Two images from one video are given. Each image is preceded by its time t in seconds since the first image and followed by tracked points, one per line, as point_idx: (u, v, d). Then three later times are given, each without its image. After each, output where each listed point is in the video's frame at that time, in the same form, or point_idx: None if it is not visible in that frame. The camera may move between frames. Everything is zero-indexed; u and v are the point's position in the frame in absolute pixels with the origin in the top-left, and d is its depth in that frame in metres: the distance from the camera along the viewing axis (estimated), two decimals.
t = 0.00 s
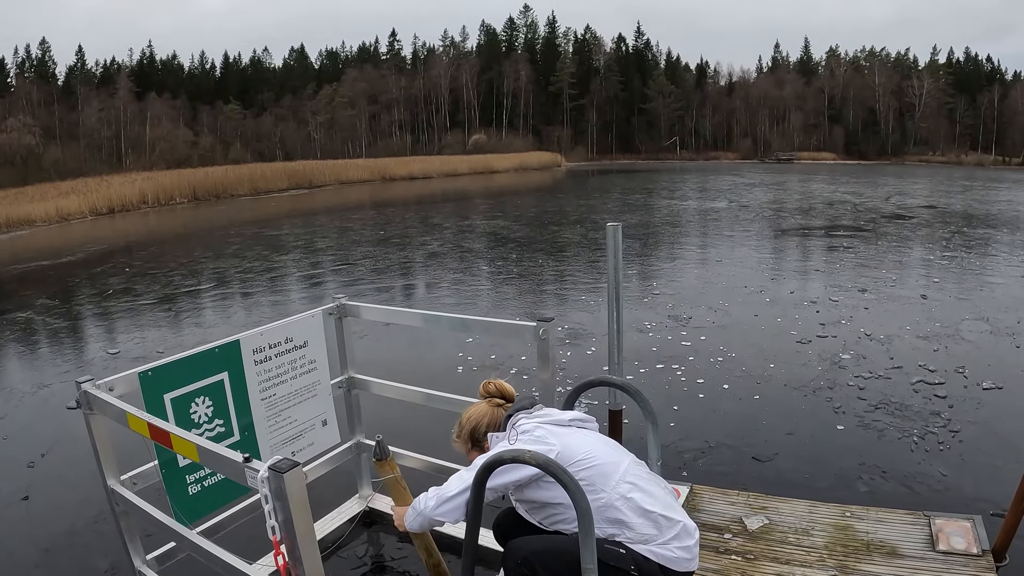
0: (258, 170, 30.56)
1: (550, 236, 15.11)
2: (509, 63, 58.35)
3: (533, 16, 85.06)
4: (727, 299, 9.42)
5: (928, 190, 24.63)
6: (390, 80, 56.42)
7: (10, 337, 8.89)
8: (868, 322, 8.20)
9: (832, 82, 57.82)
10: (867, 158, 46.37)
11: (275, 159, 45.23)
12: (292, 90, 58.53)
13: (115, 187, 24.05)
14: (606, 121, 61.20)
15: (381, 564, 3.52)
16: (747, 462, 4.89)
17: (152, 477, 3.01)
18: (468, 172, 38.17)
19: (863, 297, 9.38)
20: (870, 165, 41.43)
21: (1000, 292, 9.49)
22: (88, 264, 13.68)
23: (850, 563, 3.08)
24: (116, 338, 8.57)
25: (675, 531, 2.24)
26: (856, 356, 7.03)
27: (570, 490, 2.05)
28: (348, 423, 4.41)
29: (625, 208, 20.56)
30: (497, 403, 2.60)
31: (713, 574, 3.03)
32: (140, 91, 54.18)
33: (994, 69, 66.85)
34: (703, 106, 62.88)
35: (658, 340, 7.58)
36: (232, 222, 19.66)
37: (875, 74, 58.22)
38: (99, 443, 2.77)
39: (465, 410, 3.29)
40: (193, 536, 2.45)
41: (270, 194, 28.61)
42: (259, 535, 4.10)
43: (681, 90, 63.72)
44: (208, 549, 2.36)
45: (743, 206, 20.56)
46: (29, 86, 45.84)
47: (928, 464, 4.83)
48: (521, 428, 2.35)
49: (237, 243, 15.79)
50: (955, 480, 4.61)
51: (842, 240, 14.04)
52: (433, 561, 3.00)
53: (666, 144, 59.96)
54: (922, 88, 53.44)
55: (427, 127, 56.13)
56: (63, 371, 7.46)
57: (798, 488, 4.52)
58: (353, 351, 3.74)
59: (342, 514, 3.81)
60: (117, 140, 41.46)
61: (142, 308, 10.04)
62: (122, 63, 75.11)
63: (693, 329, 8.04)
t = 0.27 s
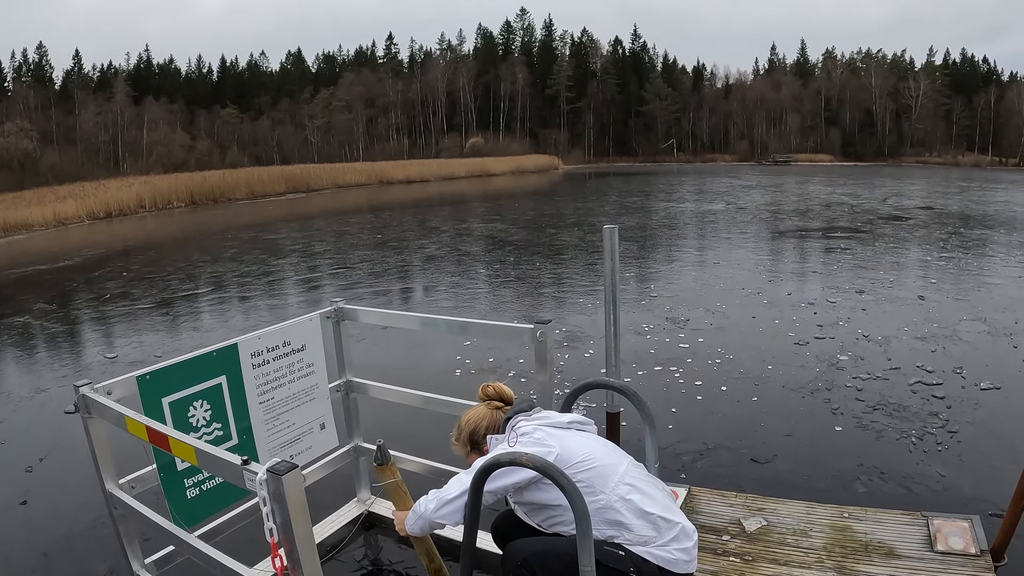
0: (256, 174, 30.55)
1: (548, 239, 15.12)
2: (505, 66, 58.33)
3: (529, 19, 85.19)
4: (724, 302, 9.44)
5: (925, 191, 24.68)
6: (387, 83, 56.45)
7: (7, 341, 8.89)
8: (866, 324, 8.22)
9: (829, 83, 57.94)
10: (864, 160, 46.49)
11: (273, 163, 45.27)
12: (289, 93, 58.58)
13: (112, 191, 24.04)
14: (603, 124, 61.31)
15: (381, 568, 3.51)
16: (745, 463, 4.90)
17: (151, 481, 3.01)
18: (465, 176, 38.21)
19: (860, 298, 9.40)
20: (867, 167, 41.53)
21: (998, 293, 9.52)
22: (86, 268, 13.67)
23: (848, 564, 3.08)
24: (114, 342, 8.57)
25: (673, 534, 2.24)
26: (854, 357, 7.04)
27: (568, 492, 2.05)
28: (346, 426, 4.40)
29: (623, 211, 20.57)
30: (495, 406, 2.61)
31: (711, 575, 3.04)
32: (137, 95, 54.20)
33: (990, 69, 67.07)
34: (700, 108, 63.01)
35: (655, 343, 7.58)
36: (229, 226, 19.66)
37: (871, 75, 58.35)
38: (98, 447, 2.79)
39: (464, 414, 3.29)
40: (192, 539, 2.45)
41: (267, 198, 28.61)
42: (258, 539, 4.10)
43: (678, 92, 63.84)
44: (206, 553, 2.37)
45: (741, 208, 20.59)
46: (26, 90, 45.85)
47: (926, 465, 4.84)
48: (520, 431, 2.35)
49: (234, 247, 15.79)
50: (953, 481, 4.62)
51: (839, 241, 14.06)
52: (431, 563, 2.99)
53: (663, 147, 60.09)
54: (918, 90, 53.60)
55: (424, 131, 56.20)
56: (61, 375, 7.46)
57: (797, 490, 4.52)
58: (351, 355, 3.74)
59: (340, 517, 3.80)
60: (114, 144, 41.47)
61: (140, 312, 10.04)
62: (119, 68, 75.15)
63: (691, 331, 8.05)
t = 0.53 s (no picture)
0: (253, 176, 30.54)
1: (546, 242, 15.14)
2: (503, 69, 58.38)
3: (526, 22, 85.37)
4: (722, 303, 9.45)
5: (922, 192, 24.72)
6: (384, 87, 56.48)
7: (5, 345, 8.88)
8: (864, 325, 8.24)
9: (826, 85, 58.06)
10: (861, 161, 46.61)
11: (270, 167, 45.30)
12: (287, 97, 58.65)
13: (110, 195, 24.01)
14: (601, 126, 61.40)
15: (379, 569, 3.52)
16: (744, 465, 4.91)
17: (150, 485, 3.01)
18: (463, 178, 38.25)
19: (858, 300, 9.42)
20: (864, 168, 41.62)
21: (995, 293, 9.54)
22: (84, 272, 13.65)
23: (848, 565, 3.09)
24: (112, 346, 8.55)
25: (673, 537, 2.24)
26: (852, 358, 7.05)
27: (568, 494, 2.05)
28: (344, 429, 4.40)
29: (620, 213, 20.59)
30: (495, 409, 2.61)
31: None
32: (135, 99, 54.24)
33: (986, 70, 67.28)
34: (697, 110, 63.14)
35: (654, 345, 7.59)
36: (227, 229, 19.66)
37: (868, 76, 58.49)
38: (97, 449, 2.79)
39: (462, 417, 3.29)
40: (193, 543, 2.46)
41: (265, 202, 28.61)
42: (258, 542, 4.09)
43: (675, 94, 63.97)
44: (207, 557, 2.37)
45: (738, 210, 20.62)
46: (23, 94, 45.87)
47: (925, 466, 4.85)
48: (520, 435, 2.36)
49: (232, 250, 15.79)
50: (952, 481, 4.63)
51: (837, 243, 14.09)
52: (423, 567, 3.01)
53: (661, 149, 60.21)
54: (915, 91, 53.77)
55: (421, 134, 56.25)
56: (59, 379, 7.45)
57: (796, 491, 4.53)
58: (350, 358, 3.74)
59: (339, 520, 3.79)
60: (112, 148, 41.48)
61: (138, 316, 10.03)
62: (117, 71, 75.22)
63: (689, 333, 8.06)
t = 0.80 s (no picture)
0: (254, 177, 30.56)
1: (547, 242, 15.13)
2: (504, 69, 58.35)
3: (527, 22, 85.44)
4: (723, 304, 9.45)
5: (924, 192, 24.69)
6: (385, 87, 56.47)
7: (7, 346, 8.89)
8: (865, 325, 8.23)
9: (827, 85, 57.98)
10: (862, 161, 46.58)
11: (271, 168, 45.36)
12: (288, 98, 58.74)
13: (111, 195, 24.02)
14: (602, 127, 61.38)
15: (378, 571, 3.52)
16: (746, 465, 4.91)
17: (151, 485, 3.02)
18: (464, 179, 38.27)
19: (859, 300, 9.41)
20: (865, 168, 41.57)
21: (997, 294, 9.53)
22: (85, 273, 13.67)
23: (849, 566, 3.09)
24: (113, 346, 8.56)
25: (676, 537, 2.24)
26: (853, 359, 7.04)
27: (569, 496, 2.06)
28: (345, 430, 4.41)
29: (621, 214, 20.59)
30: (497, 409, 2.61)
31: None
32: (136, 99, 54.30)
33: (988, 71, 67.19)
34: (698, 111, 63.14)
35: (655, 346, 7.59)
36: (228, 229, 19.67)
37: (870, 76, 58.43)
38: (98, 450, 2.80)
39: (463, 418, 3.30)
40: (195, 544, 2.46)
41: (266, 202, 28.61)
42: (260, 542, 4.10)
43: (676, 95, 63.97)
44: (209, 558, 2.38)
45: (740, 211, 20.62)
46: (25, 94, 45.94)
47: (925, 467, 4.85)
48: (521, 437, 2.36)
49: (233, 250, 15.79)
50: (953, 482, 4.63)
51: (838, 243, 14.08)
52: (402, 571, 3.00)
53: (662, 149, 60.21)
54: (916, 91, 53.73)
55: (423, 134, 56.25)
56: (61, 380, 7.46)
57: (797, 492, 4.53)
58: (351, 360, 3.75)
59: (340, 521, 3.81)
60: (113, 148, 41.55)
61: (139, 316, 10.04)
62: (118, 72, 75.29)
63: (690, 334, 8.06)
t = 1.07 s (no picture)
0: (258, 177, 30.63)
1: (550, 243, 15.13)
2: (508, 70, 58.30)
3: (531, 22, 85.40)
4: (727, 305, 9.45)
5: (928, 193, 24.62)
6: (389, 87, 56.51)
7: (11, 345, 8.93)
8: (868, 326, 8.22)
9: (831, 85, 57.83)
10: (866, 162, 46.46)
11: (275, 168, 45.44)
12: (292, 97, 58.86)
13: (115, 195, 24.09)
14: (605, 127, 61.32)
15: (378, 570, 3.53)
16: (748, 466, 4.91)
17: (155, 485, 3.03)
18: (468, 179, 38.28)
19: (863, 301, 9.40)
20: (870, 169, 41.43)
21: (1001, 295, 9.50)
22: (89, 272, 13.71)
23: (852, 567, 3.09)
24: (117, 346, 8.59)
25: (676, 540, 2.25)
26: (857, 360, 7.03)
27: (569, 498, 2.07)
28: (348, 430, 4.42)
29: (625, 214, 20.57)
30: (505, 405, 2.61)
31: None
32: (140, 99, 54.44)
33: (993, 72, 66.97)
34: (702, 111, 63.03)
35: (658, 346, 7.59)
36: (231, 230, 19.70)
37: (874, 77, 58.26)
38: (102, 450, 2.82)
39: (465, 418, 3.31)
40: (197, 543, 2.47)
41: (270, 202, 28.66)
42: (263, 542, 4.11)
43: (680, 95, 63.88)
44: (211, 557, 2.40)
45: (743, 211, 20.58)
46: (29, 94, 46.09)
47: (928, 468, 4.84)
48: (526, 436, 2.37)
49: (237, 250, 15.83)
50: (956, 483, 4.63)
51: (842, 244, 14.05)
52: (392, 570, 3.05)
53: (665, 150, 60.13)
54: (920, 92, 53.56)
55: (426, 134, 56.27)
56: (64, 379, 7.48)
57: (799, 493, 4.53)
58: (355, 360, 3.75)
59: (342, 521, 3.81)
60: (117, 148, 41.67)
61: (143, 316, 10.07)
62: (123, 72, 75.45)
63: (693, 334, 8.06)
